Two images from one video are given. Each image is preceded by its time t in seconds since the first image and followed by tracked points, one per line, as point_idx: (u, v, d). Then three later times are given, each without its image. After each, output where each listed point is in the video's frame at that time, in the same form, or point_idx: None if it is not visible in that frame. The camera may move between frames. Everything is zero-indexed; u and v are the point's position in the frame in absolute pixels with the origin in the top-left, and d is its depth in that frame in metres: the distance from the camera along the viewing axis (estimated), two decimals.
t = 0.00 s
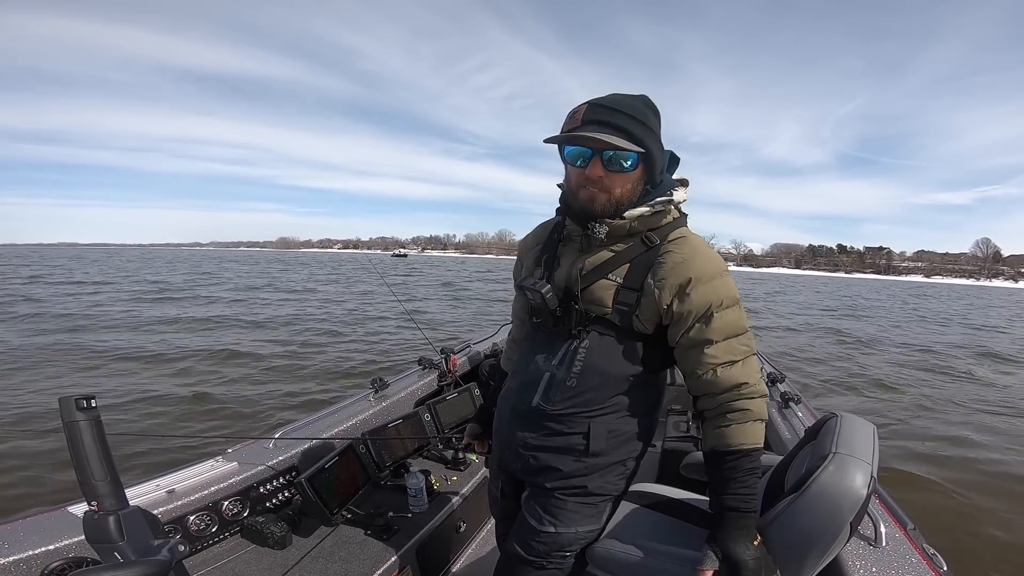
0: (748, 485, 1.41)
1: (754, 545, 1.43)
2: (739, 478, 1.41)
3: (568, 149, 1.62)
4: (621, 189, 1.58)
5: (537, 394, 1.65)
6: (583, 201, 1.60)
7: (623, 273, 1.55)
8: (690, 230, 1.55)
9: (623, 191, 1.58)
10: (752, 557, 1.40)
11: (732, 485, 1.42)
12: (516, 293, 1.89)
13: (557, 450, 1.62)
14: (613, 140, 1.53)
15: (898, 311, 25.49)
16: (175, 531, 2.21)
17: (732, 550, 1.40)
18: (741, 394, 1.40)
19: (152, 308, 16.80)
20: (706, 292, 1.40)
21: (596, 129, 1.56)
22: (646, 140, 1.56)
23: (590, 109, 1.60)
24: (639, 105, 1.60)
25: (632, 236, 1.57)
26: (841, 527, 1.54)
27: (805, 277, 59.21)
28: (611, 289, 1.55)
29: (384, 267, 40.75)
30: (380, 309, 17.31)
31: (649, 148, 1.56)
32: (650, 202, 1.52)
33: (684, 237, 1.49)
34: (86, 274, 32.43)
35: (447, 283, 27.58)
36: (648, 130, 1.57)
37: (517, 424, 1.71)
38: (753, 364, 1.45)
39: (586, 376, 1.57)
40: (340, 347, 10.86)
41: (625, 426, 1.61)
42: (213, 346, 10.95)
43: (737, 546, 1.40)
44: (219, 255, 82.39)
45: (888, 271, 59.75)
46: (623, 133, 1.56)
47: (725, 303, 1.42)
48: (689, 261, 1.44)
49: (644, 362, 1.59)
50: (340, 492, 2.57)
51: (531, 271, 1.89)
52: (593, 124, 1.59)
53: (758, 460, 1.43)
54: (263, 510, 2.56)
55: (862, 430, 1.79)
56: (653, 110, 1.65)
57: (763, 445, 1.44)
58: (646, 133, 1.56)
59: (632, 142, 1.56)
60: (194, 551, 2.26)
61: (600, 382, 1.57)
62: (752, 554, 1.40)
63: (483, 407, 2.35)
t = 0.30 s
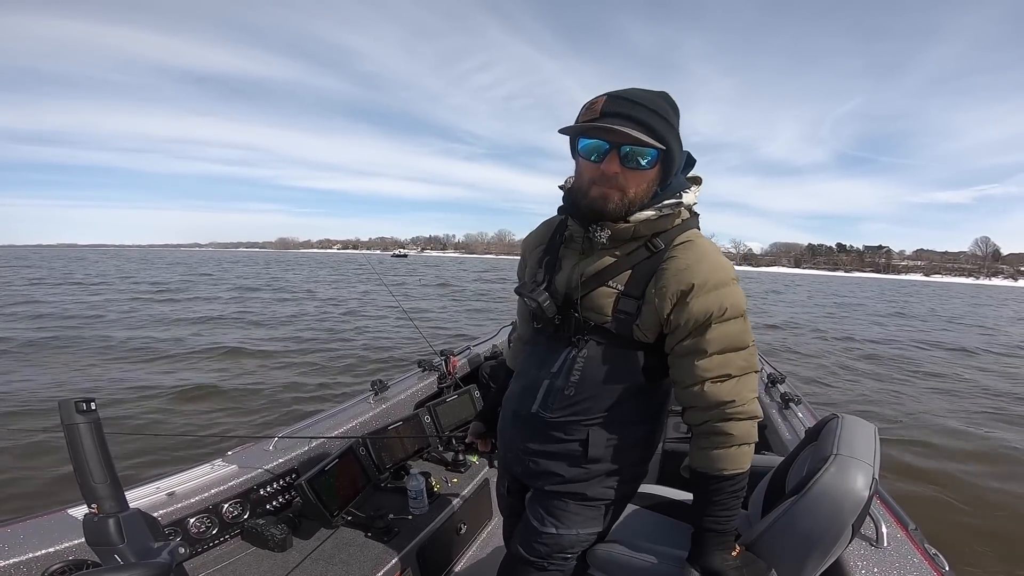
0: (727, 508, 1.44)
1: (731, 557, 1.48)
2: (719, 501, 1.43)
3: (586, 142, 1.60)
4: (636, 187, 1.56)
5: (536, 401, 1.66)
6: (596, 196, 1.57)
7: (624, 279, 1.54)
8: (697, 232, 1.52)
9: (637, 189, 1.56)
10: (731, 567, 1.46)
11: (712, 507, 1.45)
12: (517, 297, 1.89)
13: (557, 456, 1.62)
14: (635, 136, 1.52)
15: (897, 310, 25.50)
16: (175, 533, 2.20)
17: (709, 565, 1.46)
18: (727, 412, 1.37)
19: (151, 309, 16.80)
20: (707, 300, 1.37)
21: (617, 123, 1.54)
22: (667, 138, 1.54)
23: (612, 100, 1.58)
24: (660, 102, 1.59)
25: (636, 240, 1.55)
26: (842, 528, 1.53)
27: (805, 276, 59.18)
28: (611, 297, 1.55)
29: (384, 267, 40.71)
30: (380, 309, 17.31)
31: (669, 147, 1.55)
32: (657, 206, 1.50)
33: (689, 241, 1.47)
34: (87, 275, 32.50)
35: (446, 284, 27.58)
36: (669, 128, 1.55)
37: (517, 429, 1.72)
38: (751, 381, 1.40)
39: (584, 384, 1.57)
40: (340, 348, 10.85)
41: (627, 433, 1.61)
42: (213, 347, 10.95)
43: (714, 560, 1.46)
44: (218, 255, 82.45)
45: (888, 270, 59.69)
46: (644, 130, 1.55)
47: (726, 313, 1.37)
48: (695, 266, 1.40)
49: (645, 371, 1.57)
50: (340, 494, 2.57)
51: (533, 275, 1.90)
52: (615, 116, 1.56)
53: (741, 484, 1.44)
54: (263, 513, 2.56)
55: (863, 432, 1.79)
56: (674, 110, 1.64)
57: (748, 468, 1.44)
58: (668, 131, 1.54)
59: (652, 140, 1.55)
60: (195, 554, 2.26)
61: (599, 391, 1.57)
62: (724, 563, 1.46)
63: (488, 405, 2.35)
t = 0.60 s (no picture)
0: (731, 511, 1.44)
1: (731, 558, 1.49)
2: (722, 504, 1.43)
3: (561, 144, 1.64)
4: (615, 183, 1.57)
5: (538, 404, 1.67)
6: (575, 195, 1.61)
7: (626, 284, 1.55)
8: (701, 233, 1.52)
9: (616, 185, 1.57)
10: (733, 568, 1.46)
11: (714, 510, 1.45)
12: (521, 301, 1.90)
13: (559, 459, 1.63)
14: (602, 133, 1.53)
15: (898, 310, 25.43)
16: (176, 535, 2.20)
17: (710, 566, 1.46)
18: (732, 418, 1.36)
19: (150, 310, 16.75)
20: (710, 304, 1.36)
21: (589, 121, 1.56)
22: (642, 133, 1.54)
23: (586, 102, 1.61)
24: (637, 97, 1.58)
25: (637, 242, 1.55)
26: (845, 527, 1.54)
27: (805, 275, 59.15)
28: (613, 301, 1.56)
29: (384, 267, 40.70)
30: (380, 309, 17.31)
31: (645, 141, 1.54)
32: (655, 205, 1.50)
33: (693, 242, 1.46)
34: (87, 275, 32.54)
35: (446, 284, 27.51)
36: (644, 123, 1.55)
37: (519, 432, 1.72)
38: (757, 385, 1.39)
39: (585, 388, 1.58)
40: (341, 348, 10.84)
41: (628, 437, 1.60)
42: (214, 348, 10.95)
43: (715, 561, 1.47)
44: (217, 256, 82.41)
45: (889, 270, 59.63)
46: (615, 127, 1.56)
47: (730, 316, 1.36)
48: (698, 269, 1.40)
49: (647, 376, 1.57)
50: (341, 495, 2.57)
51: (538, 278, 1.90)
52: (589, 116, 1.59)
53: (744, 487, 1.44)
54: (264, 514, 2.56)
55: (864, 430, 1.79)
56: (655, 102, 1.62)
57: (752, 472, 1.44)
58: (640, 125, 1.54)
59: (625, 134, 1.55)
60: (196, 556, 2.26)
61: (599, 396, 1.57)
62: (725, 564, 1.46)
63: (495, 407, 2.35)
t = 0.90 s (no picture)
0: (731, 509, 1.44)
1: (731, 557, 1.48)
2: (721, 503, 1.44)
3: (556, 142, 1.67)
4: (606, 179, 1.58)
5: (538, 401, 1.67)
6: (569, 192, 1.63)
7: (627, 282, 1.55)
8: (703, 232, 1.52)
9: (608, 181, 1.58)
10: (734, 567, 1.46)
11: (714, 509, 1.45)
12: (523, 298, 1.90)
13: (558, 457, 1.63)
14: (591, 130, 1.55)
15: (898, 309, 25.39)
16: (176, 534, 2.20)
17: (709, 565, 1.46)
18: (733, 417, 1.36)
19: (150, 309, 16.73)
20: (711, 303, 1.36)
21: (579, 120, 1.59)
22: (631, 130, 1.54)
23: (579, 101, 1.63)
24: (630, 93, 1.58)
25: (639, 240, 1.55)
26: (843, 526, 1.54)
27: (806, 275, 59.16)
28: (614, 300, 1.56)
29: (384, 266, 40.72)
30: (380, 308, 17.31)
31: (634, 137, 1.54)
32: (657, 203, 1.50)
33: (695, 241, 1.46)
34: (88, 275, 32.57)
35: (446, 283, 27.47)
36: (634, 119, 1.55)
37: (519, 429, 1.72)
38: (757, 384, 1.40)
39: (585, 386, 1.58)
40: (341, 347, 10.83)
41: (628, 436, 1.60)
42: (214, 347, 10.96)
43: (715, 560, 1.46)
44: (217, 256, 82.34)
45: (889, 269, 59.60)
46: (605, 123, 1.57)
47: (731, 315, 1.36)
48: (698, 268, 1.40)
49: (649, 374, 1.57)
50: (341, 494, 2.57)
51: (540, 276, 1.91)
52: (580, 114, 1.61)
53: (743, 486, 1.44)
54: (264, 513, 2.56)
55: (864, 429, 1.79)
56: (651, 98, 1.61)
57: (751, 471, 1.44)
58: (629, 121, 1.54)
59: (614, 131, 1.56)
60: (197, 554, 2.26)
61: (599, 394, 1.57)
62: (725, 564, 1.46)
63: (495, 405, 2.35)
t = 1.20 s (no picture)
0: (734, 505, 1.45)
1: (731, 553, 1.49)
2: (724, 498, 1.44)
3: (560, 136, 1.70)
4: (608, 170, 1.59)
5: (536, 398, 1.67)
6: (572, 184, 1.65)
7: (627, 278, 1.55)
8: (703, 230, 1.52)
9: (611, 171, 1.59)
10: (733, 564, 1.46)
11: (717, 505, 1.45)
12: (524, 294, 1.90)
13: (555, 455, 1.63)
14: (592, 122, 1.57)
15: (900, 309, 25.33)
16: (174, 531, 2.20)
17: (707, 557, 1.47)
18: (735, 413, 1.37)
19: (150, 308, 16.74)
20: (710, 300, 1.36)
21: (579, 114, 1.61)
22: (630, 121, 1.55)
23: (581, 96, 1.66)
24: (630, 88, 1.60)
25: (639, 237, 1.56)
26: (841, 527, 1.53)
27: (806, 275, 59.09)
28: (614, 295, 1.56)
29: (384, 266, 40.72)
30: (380, 308, 17.29)
31: (633, 128, 1.55)
32: (657, 200, 1.52)
33: (694, 239, 1.46)
34: (88, 274, 32.63)
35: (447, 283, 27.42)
36: (633, 111, 1.56)
37: (517, 426, 1.72)
38: (759, 380, 1.40)
39: (584, 382, 1.58)
40: (341, 346, 10.84)
41: (625, 435, 1.61)
42: (214, 346, 10.97)
43: (716, 554, 1.46)
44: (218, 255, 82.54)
45: (889, 269, 59.55)
46: (606, 116, 1.59)
47: (730, 313, 1.37)
48: (697, 266, 1.40)
49: (647, 371, 1.57)
50: (339, 492, 2.57)
51: (542, 272, 1.91)
52: (581, 109, 1.64)
53: (746, 482, 1.45)
54: (262, 510, 2.56)
55: (862, 430, 1.80)
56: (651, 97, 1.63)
57: (755, 467, 1.44)
58: (629, 113, 1.56)
59: (614, 122, 1.58)
60: (195, 551, 2.25)
61: (598, 391, 1.57)
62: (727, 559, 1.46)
63: (492, 404, 2.34)
